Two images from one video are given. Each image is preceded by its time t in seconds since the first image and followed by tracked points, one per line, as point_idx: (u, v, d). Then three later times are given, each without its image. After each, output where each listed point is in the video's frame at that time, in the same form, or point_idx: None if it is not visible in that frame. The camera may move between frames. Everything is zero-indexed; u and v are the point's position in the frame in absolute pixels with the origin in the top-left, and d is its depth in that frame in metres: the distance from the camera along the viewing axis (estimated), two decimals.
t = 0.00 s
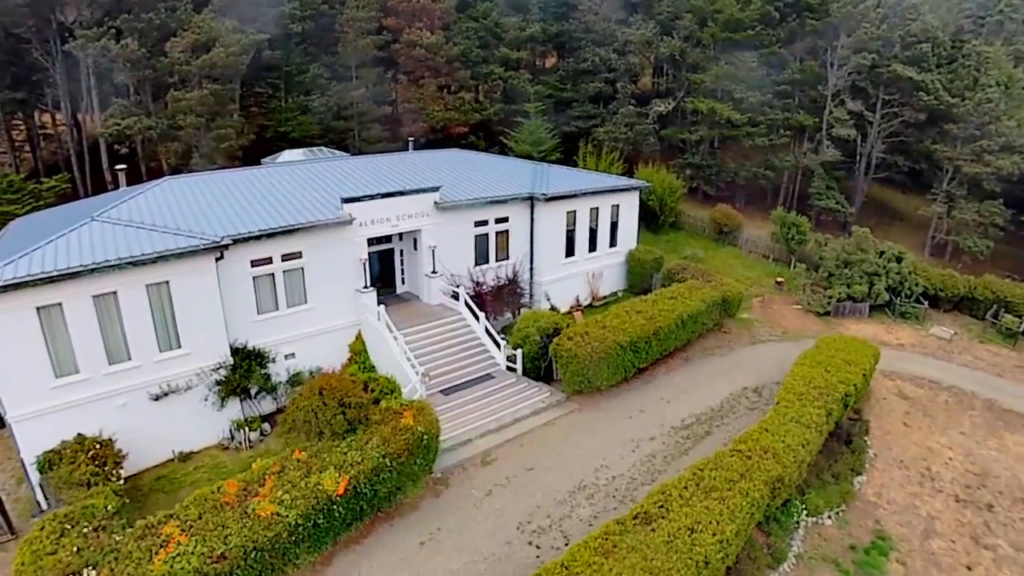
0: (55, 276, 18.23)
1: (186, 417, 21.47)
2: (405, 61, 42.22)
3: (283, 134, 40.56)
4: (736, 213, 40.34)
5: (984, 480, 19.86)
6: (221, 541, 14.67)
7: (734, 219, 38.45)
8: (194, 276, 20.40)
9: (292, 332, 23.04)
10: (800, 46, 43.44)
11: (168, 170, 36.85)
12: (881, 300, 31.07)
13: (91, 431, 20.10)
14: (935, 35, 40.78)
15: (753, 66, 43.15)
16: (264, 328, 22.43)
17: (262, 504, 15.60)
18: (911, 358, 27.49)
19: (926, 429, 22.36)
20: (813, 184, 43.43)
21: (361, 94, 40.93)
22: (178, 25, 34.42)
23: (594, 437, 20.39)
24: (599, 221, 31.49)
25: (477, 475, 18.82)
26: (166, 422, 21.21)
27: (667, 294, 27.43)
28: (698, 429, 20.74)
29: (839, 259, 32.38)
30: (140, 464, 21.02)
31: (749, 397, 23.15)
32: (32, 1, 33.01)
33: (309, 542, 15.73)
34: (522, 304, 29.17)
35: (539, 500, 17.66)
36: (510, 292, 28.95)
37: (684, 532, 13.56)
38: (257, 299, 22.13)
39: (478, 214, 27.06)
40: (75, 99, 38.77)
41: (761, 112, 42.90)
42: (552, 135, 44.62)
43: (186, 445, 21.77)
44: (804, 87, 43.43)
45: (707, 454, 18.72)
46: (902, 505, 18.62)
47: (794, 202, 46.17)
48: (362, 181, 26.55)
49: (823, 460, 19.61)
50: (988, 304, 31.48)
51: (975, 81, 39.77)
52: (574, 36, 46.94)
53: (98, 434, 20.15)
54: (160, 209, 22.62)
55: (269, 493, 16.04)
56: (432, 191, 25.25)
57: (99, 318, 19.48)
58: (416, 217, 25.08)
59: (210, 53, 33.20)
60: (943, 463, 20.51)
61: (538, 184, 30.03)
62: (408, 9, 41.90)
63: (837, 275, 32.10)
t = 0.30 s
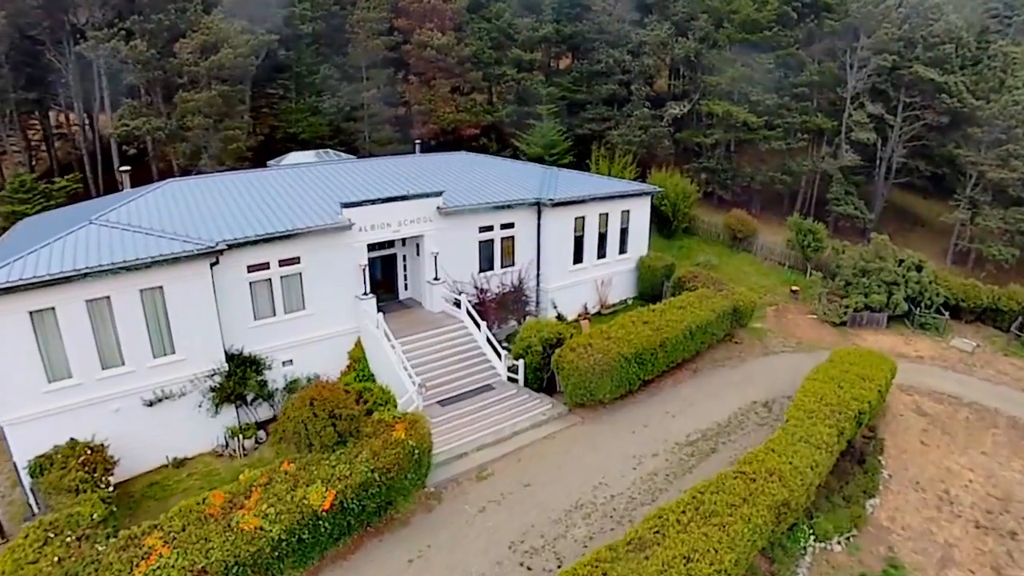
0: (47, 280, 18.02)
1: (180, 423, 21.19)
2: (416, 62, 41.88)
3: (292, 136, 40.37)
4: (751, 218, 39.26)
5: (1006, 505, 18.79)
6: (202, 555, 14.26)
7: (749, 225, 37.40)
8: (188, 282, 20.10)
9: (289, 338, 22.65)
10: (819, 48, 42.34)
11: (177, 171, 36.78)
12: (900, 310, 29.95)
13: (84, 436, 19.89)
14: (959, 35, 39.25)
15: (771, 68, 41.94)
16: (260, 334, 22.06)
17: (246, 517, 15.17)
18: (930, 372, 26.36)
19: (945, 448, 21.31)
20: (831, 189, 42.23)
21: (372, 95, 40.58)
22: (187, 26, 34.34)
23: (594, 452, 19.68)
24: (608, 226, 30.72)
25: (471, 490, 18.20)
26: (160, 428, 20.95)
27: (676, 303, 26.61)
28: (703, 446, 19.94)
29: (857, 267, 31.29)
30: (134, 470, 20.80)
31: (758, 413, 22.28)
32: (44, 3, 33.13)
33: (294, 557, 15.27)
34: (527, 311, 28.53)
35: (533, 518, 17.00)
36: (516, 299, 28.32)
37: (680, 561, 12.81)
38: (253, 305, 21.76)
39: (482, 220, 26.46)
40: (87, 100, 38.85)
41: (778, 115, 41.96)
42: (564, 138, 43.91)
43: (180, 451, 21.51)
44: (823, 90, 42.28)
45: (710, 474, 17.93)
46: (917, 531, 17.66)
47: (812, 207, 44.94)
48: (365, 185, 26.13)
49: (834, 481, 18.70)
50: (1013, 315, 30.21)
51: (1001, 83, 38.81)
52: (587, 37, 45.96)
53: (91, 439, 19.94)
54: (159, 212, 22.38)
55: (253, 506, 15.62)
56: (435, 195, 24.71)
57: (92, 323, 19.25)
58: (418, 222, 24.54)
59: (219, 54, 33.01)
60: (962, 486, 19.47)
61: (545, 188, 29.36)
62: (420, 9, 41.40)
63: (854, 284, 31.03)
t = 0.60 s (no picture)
0: (40, 284, 17.87)
1: (175, 429, 20.95)
2: (428, 65, 41.51)
3: (302, 138, 40.23)
4: (767, 225, 38.22)
5: None
6: (183, 568, 13.89)
7: (765, 232, 36.36)
8: (183, 287, 19.84)
9: (287, 345, 22.31)
10: (840, 50, 40.82)
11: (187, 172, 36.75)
12: (920, 322, 28.84)
13: (78, 441, 19.73)
14: (986, 37, 37.87)
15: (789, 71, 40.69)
16: (257, 340, 21.75)
17: (229, 530, 14.78)
18: (951, 388, 25.25)
19: (965, 471, 20.27)
20: (851, 196, 41.01)
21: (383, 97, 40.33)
22: (198, 28, 34.31)
23: (594, 469, 19.01)
24: (618, 233, 30.00)
25: (464, 506, 17.63)
26: (154, 433, 20.72)
27: (686, 313, 25.81)
28: (708, 465, 19.18)
29: (876, 277, 30.22)
30: (128, 475, 20.61)
31: (768, 430, 21.43)
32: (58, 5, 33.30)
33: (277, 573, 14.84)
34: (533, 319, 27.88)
35: (526, 537, 16.38)
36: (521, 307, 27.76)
37: None
38: (251, 311, 21.48)
39: (487, 226, 25.94)
40: (100, 101, 38.92)
41: (797, 119, 40.83)
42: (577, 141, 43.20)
43: (175, 457, 21.28)
44: (843, 93, 41.10)
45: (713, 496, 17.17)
46: (932, 560, 16.70)
47: (831, 213, 43.74)
48: (368, 190, 25.75)
49: (844, 505, 17.80)
50: None
51: None
52: (602, 39, 44.89)
53: (85, 443, 19.77)
54: (158, 216, 22.17)
55: (238, 518, 15.26)
56: (438, 201, 24.22)
57: (86, 327, 19.07)
58: (420, 228, 24.07)
59: (228, 56, 32.87)
60: (983, 512, 18.43)
61: (553, 194, 28.74)
62: (432, 10, 41.15)
63: (873, 294, 29.97)
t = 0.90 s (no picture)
0: (34, 288, 17.72)
1: (169, 435, 20.71)
2: (440, 66, 41.04)
3: (313, 139, 40.08)
4: (784, 233, 37.17)
5: None
6: None
7: (781, 240, 35.32)
8: (178, 292, 19.58)
9: (284, 351, 21.96)
10: (861, 52, 39.48)
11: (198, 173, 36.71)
12: (941, 335, 27.71)
13: (72, 444, 19.58)
14: (1016, 38, 36.18)
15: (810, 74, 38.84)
16: (253, 346, 21.43)
17: (211, 543, 14.41)
18: (974, 406, 24.09)
19: (987, 496, 19.16)
20: (872, 203, 39.73)
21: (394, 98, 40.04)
22: (210, 29, 34.29)
23: (592, 487, 18.34)
24: (629, 240, 29.24)
25: (456, 523, 17.04)
26: (149, 439, 20.50)
27: (696, 325, 24.99)
28: (713, 485, 18.40)
29: (895, 287, 29.10)
30: (121, 480, 20.41)
31: (777, 448, 20.55)
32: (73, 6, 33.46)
33: None
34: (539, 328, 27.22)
35: (518, 558, 15.75)
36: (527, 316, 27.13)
37: None
38: (248, 317, 21.16)
39: (492, 232, 25.37)
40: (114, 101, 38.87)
41: (816, 124, 39.59)
42: (591, 145, 42.46)
43: (169, 462, 21.04)
44: (865, 98, 39.92)
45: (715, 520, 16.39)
46: None
47: (852, 221, 42.50)
48: (372, 195, 25.37)
49: (856, 532, 16.85)
50: None
51: None
52: (617, 41, 43.74)
53: (78, 448, 19.61)
54: (158, 219, 21.98)
55: (221, 530, 14.92)
56: (441, 206, 23.71)
57: (80, 331, 18.90)
58: (422, 234, 23.58)
59: (238, 57, 32.73)
60: (1005, 542, 17.32)
61: (561, 200, 28.09)
62: (445, 11, 40.74)
63: (892, 306, 28.87)
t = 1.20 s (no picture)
0: (28, 291, 17.63)
1: (164, 439, 20.49)
2: (453, 68, 40.53)
3: (325, 141, 39.97)
4: (802, 241, 36.11)
5: None
6: None
7: (798, 249, 34.29)
8: (174, 297, 19.35)
9: (282, 358, 21.66)
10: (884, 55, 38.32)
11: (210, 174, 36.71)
12: (964, 350, 26.56)
13: (66, 446, 19.44)
14: None
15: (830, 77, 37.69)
16: (251, 352, 21.15)
17: (192, 554, 14.09)
18: (998, 426, 22.97)
19: (1010, 525, 18.10)
20: (893, 211, 38.44)
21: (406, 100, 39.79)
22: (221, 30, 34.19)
23: (590, 506, 17.71)
24: (639, 248, 28.50)
25: (447, 540, 16.51)
26: (143, 443, 20.29)
27: (705, 337, 24.19)
28: (716, 507, 17.66)
29: (916, 299, 27.97)
30: (115, 482, 20.24)
31: (787, 468, 19.69)
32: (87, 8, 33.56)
33: None
34: (545, 337, 26.62)
35: None
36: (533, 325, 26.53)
37: None
38: (245, 323, 20.89)
39: (497, 239, 24.82)
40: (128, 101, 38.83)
41: (837, 129, 38.35)
42: (606, 148, 41.63)
43: (164, 466, 20.82)
44: (887, 101, 38.83)
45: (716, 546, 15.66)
46: None
47: (873, 229, 41.23)
48: (376, 200, 25.00)
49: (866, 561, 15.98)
50: None
51: None
52: (636, 44, 43.29)
53: (72, 450, 19.47)
54: (158, 222, 21.83)
55: (202, 541, 14.62)
56: (444, 213, 23.25)
57: (75, 334, 18.76)
58: (424, 241, 23.13)
59: (249, 59, 32.68)
60: None
61: (570, 206, 27.46)
62: (458, 13, 40.25)
63: (913, 318, 27.76)
